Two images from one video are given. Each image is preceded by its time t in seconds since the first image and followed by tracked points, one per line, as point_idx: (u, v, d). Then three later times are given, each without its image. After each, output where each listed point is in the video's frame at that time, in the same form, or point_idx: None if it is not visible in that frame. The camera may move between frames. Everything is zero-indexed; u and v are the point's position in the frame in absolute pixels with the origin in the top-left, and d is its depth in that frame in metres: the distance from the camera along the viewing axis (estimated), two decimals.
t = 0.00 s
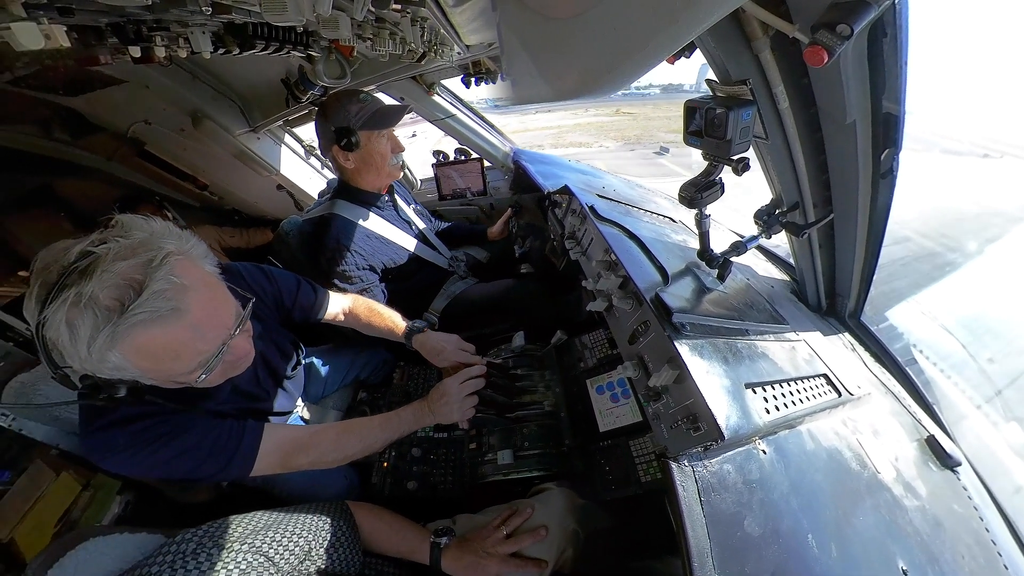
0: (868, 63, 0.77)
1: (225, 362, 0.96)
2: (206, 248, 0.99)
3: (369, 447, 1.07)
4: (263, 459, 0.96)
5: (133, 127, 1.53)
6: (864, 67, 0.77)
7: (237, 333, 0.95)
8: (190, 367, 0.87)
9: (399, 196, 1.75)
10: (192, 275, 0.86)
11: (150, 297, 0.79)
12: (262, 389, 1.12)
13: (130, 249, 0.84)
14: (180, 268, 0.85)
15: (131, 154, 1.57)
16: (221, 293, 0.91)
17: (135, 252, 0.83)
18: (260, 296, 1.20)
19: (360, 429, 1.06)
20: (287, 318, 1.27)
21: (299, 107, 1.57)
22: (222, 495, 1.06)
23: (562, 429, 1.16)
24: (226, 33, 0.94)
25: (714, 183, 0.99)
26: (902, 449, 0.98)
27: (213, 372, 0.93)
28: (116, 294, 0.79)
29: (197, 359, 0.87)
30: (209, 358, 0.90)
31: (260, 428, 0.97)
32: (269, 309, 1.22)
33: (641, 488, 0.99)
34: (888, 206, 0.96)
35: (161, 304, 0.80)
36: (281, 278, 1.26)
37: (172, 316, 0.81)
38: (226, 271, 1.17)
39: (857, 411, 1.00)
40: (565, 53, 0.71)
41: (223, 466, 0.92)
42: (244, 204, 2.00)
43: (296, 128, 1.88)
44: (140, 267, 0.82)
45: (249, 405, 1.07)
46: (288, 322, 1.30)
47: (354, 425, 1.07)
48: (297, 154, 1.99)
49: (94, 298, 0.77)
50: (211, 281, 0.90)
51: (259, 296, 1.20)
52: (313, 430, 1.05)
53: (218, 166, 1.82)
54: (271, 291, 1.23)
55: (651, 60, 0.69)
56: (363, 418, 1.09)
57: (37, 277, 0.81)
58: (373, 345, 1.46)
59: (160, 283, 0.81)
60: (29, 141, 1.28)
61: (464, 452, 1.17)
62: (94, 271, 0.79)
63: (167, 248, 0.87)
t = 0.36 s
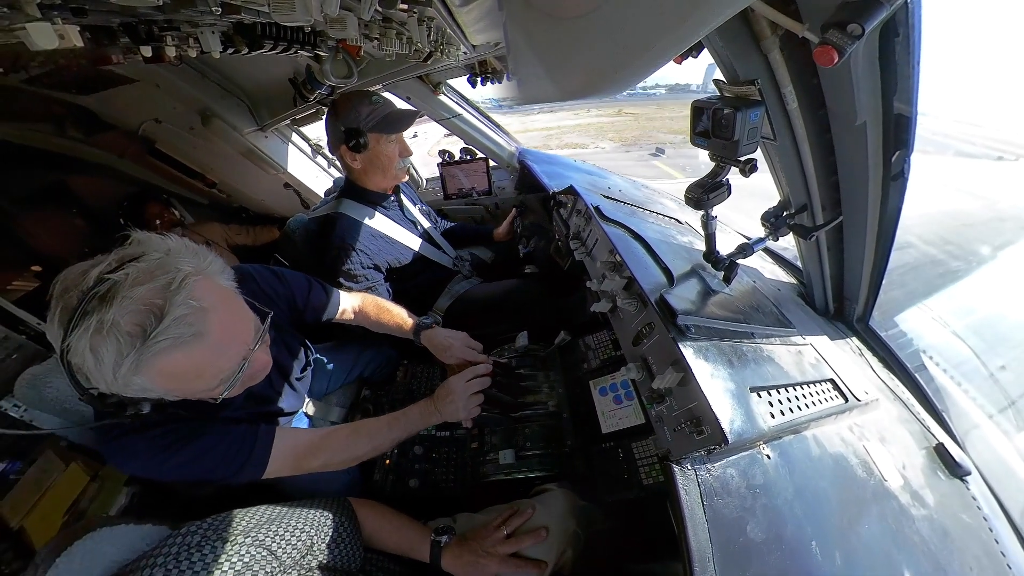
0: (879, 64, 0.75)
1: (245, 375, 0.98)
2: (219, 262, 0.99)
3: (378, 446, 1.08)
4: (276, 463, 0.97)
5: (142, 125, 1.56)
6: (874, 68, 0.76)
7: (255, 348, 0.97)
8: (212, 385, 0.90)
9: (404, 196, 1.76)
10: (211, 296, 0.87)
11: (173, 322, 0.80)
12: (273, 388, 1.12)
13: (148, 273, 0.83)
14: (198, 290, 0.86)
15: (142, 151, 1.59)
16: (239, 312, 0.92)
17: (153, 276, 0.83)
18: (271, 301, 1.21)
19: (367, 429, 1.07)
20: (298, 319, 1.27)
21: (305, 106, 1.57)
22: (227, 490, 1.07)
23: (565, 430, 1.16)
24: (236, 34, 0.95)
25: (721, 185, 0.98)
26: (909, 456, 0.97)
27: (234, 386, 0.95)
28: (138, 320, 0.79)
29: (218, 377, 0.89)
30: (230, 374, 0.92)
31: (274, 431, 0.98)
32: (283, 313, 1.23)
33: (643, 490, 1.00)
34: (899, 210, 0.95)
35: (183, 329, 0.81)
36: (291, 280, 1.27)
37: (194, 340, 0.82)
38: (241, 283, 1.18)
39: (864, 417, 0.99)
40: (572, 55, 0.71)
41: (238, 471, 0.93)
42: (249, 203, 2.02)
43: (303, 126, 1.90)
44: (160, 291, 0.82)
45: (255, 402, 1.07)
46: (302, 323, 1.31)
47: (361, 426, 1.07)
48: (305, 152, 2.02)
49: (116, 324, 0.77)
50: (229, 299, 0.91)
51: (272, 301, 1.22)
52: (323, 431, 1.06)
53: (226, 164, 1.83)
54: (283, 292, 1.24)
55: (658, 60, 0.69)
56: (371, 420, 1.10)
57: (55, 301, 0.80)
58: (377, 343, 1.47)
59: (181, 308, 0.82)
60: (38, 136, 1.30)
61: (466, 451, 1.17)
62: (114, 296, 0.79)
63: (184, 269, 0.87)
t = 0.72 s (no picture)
0: (891, 65, 0.74)
1: (258, 383, 1.00)
2: (231, 271, 0.99)
3: (384, 445, 1.08)
4: (285, 460, 0.98)
5: (153, 124, 1.59)
6: (885, 69, 0.74)
7: (268, 358, 0.98)
8: (227, 397, 0.91)
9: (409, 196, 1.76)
10: (225, 311, 0.87)
11: (188, 341, 0.81)
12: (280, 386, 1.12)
13: (162, 289, 0.83)
14: (212, 306, 0.86)
15: (149, 147, 1.62)
16: (253, 325, 0.93)
17: (167, 292, 0.83)
18: (279, 299, 1.21)
19: (374, 428, 1.07)
20: (309, 321, 1.28)
21: (313, 104, 1.55)
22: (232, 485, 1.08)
23: (567, 430, 1.16)
24: (244, 34, 0.96)
25: (728, 185, 0.97)
26: (917, 464, 0.96)
27: (250, 395, 0.96)
28: (154, 338, 0.79)
29: (232, 389, 0.91)
30: (244, 385, 0.93)
31: (281, 429, 1.00)
32: (291, 313, 1.23)
33: (645, 493, 0.98)
34: (910, 212, 0.93)
35: (199, 347, 0.82)
36: (299, 278, 1.28)
37: (210, 357, 0.83)
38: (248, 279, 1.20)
39: (871, 423, 0.97)
40: (577, 55, 0.71)
41: (248, 466, 0.94)
42: (256, 200, 2.04)
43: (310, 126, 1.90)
44: (174, 308, 0.82)
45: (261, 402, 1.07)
46: (310, 323, 1.31)
47: (369, 424, 1.08)
48: (311, 152, 2.04)
49: (132, 343, 0.78)
50: (243, 312, 0.91)
51: (282, 301, 1.22)
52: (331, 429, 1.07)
53: (234, 162, 1.84)
54: (292, 293, 1.24)
55: (665, 61, 0.68)
56: (380, 417, 1.10)
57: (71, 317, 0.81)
58: (382, 341, 1.48)
59: (196, 325, 0.82)
60: (53, 134, 1.36)
61: (468, 450, 1.18)
62: (129, 315, 0.79)
63: (198, 284, 0.87)
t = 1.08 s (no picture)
0: (901, 64, 0.72)
1: (267, 387, 1.01)
2: (240, 276, 1.00)
3: (389, 443, 1.09)
4: (291, 458, 0.99)
5: (162, 122, 1.62)
6: (895, 69, 0.73)
7: (276, 363, 0.99)
8: (237, 402, 0.92)
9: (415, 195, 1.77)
10: (233, 319, 0.88)
11: (197, 349, 0.82)
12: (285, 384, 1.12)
13: (171, 297, 0.84)
14: (221, 314, 0.87)
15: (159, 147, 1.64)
16: (261, 332, 0.93)
17: (176, 301, 0.84)
18: (284, 297, 1.23)
19: (379, 427, 1.08)
20: (316, 321, 1.29)
21: (319, 104, 1.58)
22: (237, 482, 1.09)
23: (570, 431, 1.16)
24: (252, 34, 0.97)
25: (733, 187, 0.95)
26: (924, 471, 0.94)
27: (259, 399, 0.97)
28: (163, 347, 0.80)
29: (242, 395, 0.92)
30: (253, 391, 0.94)
31: (288, 429, 1.01)
32: (299, 313, 1.25)
33: (647, 495, 0.98)
34: (920, 214, 0.91)
35: (208, 356, 0.83)
36: (306, 277, 1.29)
37: (219, 365, 0.84)
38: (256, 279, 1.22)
39: (878, 429, 0.96)
40: (583, 55, 0.70)
41: (256, 464, 0.95)
42: (263, 199, 2.06)
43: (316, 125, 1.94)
44: (183, 317, 0.83)
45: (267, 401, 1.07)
46: (316, 322, 1.32)
47: (374, 422, 1.09)
48: (318, 151, 2.05)
49: (143, 352, 0.79)
50: (251, 319, 0.92)
51: (289, 301, 1.24)
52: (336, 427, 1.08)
53: (241, 163, 1.88)
54: (298, 293, 1.25)
55: (671, 61, 0.68)
56: (384, 415, 1.11)
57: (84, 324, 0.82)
58: (386, 340, 1.49)
59: (204, 334, 0.83)
60: (63, 133, 1.37)
61: (470, 450, 1.18)
62: (139, 324, 0.80)
63: (206, 292, 0.87)
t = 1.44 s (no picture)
0: (913, 64, 0.71)
1: (276, 392, 1.01)
2: (248, 283, 0.99)
3: (394, 442, 1.10)
4: (297, 455, 1.00)
5: (173, 121, 1.66)
6: (907, 69, 0.71)
7: (285, 370, 0.99)
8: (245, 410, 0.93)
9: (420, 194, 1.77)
10: (242, 329, 0.88)
11: (205, 362, 0.82)
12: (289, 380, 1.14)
13: (180, 308, 0.84)
14: (229, 324, 0.86)
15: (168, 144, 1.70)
16: (269, 341, 0.93)
17: (185, 311, 0.84)
18: (289, 296, 1.24)
19: (383, 425, 1.09)
20: (323, 319, 1.30)
21: (327, 104, 1.60)
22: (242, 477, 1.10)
23: (572, 432, 1.15)
24: (261, 34, 0.98)
25: (741, 188, 0.94)
26: (933, 479, 0.93)
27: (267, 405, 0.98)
28: (172, 359, 0.81)
29: (251, 403, 0.92)
30: (262, 398, 0.95)
31: (295, 426, 1.02)
32: (306, 312, 1.26)
33: (649, 498, 0.96)
34: (932, 216, 0.89)
35: (217, 367, 0.83)
36: (314, 277, 1.30)
37: (227, 376, 0.84)
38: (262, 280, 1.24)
39: (885, 436, 0.94)
40: (588, 56, 0.70)
41: (262, 462, 0.96)
42: (270, 198, 2.09)
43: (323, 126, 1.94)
44: (191, 328, 0.83)
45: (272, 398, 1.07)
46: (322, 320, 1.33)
47: (378, 421, 1.09)
48: (324, 150, 2.07)
49: (152, 363, 0.79)
50: (260, 328, 0.92)
51: (297, 300, 1.25)
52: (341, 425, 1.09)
53: (249, 160, 1.89)
54: (305, 292, 1.26)
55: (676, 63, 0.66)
56: (388, 414, 1.12)
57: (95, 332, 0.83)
58: (391, 338, 1.49)
59: (213, 346, 0.83)
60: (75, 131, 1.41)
61: (472, 449, 1.18)
62: (149, 335, 0.80)
63: (215, 302, 0.87)
